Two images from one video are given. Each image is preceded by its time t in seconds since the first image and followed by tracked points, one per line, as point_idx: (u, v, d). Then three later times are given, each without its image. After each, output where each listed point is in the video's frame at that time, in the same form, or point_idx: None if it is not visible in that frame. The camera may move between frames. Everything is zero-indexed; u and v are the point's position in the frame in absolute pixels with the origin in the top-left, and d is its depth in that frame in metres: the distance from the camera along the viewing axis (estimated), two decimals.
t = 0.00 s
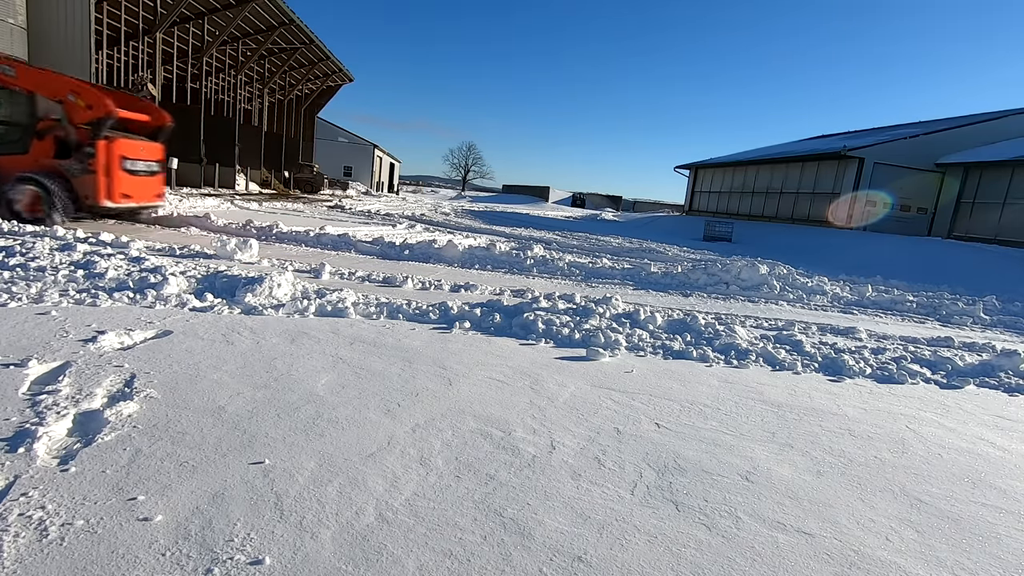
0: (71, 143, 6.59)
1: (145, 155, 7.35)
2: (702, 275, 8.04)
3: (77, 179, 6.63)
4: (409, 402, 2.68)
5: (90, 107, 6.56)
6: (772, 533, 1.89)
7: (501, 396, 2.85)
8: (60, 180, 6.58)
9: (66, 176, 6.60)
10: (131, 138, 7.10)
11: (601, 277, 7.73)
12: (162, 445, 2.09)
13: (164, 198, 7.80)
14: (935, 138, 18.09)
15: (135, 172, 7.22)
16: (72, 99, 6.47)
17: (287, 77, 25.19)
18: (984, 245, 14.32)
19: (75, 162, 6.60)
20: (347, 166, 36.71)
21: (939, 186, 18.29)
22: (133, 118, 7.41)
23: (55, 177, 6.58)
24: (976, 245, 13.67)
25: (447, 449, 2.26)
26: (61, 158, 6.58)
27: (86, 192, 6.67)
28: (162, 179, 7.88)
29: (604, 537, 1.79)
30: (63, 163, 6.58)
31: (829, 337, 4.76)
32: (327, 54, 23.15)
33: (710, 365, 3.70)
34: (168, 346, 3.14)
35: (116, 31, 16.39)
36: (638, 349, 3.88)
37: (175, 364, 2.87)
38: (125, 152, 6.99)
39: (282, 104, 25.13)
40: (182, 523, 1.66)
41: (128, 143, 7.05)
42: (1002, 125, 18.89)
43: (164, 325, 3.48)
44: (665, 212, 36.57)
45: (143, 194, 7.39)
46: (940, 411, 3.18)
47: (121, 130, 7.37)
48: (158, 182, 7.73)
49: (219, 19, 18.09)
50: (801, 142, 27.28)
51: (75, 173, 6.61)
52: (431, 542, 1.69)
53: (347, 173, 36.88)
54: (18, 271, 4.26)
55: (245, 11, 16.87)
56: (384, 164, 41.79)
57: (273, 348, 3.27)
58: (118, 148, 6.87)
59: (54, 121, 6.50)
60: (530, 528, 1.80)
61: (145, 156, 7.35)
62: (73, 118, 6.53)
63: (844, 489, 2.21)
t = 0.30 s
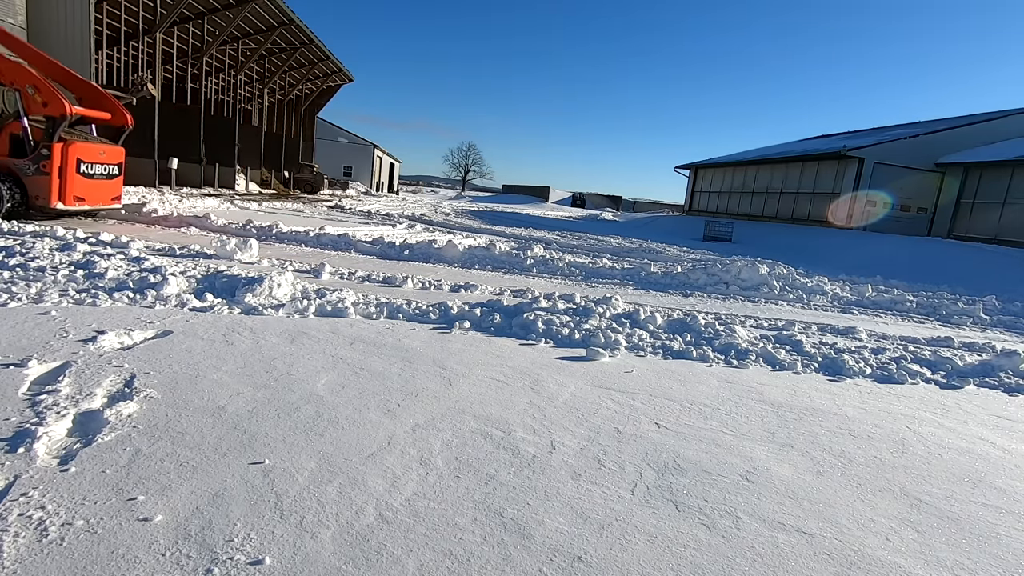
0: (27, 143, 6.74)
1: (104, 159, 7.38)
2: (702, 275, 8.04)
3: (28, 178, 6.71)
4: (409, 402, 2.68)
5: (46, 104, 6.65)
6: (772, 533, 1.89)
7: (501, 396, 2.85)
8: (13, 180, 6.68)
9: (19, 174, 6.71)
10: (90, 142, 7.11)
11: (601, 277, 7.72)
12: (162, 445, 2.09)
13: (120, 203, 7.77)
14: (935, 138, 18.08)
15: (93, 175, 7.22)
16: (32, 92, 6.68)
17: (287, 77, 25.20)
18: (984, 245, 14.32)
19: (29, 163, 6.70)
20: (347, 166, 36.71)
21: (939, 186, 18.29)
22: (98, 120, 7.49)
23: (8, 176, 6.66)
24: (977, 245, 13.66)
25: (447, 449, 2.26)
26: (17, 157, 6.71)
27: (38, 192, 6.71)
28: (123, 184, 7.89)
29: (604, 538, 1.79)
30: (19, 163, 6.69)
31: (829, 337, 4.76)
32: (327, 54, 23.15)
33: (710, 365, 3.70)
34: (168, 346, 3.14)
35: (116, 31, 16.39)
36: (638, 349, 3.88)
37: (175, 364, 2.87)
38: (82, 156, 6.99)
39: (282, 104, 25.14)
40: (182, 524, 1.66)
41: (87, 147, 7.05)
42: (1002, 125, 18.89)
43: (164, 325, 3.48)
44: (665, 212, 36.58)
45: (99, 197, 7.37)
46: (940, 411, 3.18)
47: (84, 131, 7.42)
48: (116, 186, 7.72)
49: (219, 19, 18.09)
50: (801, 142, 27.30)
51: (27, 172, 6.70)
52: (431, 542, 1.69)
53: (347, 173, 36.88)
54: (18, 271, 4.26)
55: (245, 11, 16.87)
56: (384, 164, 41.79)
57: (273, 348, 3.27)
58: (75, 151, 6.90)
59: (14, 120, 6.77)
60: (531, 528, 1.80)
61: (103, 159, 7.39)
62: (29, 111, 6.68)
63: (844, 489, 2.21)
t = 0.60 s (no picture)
0: (73, 143, 6.69)
1: (145, 155, 7.45)
2: (702, 275, 8.04)
3: (77, 179, 6.68)
4: (409, 402, 2.68)
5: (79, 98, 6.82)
6: (772, 533, 1.89)
7: (501, 396, 2.85)
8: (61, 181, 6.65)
9: (68, 176, 6.64)
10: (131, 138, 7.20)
11: (600, 277, 7.72)
12: (162, 445, 2.09)
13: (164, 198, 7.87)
14: (935, 138, 18.08)
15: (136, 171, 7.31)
16: (68, 89, 6.79)
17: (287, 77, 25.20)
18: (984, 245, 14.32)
19: (78, 163, 6.68)
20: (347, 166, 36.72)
21: (939, 186, 18.29)
22: (131, 116, 7.55)
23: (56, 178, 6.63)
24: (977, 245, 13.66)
25: (447, 449, 2.26)
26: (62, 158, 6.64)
27: (87, 192, 6.77)
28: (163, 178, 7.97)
29: (604, 537, 1.79)
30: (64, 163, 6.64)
31: (829, 337, 4.76)
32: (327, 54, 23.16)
33: (710, 365, 3.70)
34: (168, 346, 3.14)
35: (116, 31, 16.39)
36: (638, 349, 3.88)
37: (175, 364, 2.87)
38: (127, 153, 7.11)
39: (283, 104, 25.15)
40: (182, 524, 1.66)
41: (129, 142, 7.14)
42: (1002, 125, 18.89)
43: (164, 325, 3.48)
44: (665, 212, 36.58)
45: (144, 193, 7.46)
46: (940, 411, 3.18)
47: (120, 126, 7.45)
48: (160, 181, 7.84)
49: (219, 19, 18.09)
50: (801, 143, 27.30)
51: (77, 173, 6.67)
52: (431, 542, 1.69)
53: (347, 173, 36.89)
54: (18, 271, 4.26)
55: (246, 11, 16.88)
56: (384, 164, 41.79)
57: (273, 348, 3.27)
58: (119, 148, 6.99)
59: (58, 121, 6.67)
60: (530, 528, 1.80)
61: (146, 155, 7.47)
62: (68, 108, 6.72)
63: (844, 489, 2.21)
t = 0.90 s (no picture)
0: (240, 164, 6.69)
1: (304, 175, 7.45)
2: (702, 275, 8.05)
3: (239, 199, 6.82)
4: (409, 402, 2.68)
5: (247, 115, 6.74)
6: (773, 533, 1.89)
7: (501, 396, 2.85)
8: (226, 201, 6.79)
9: (231, 197, 6.75)
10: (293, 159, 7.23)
11: (600, 277, 7.72)
12: (162, 445, 2.09)
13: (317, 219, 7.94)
14: (935, 138, 18.09)
15: (297, 193, 7.38)
16: (236, 107, 6.66)
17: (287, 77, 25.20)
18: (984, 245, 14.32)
19: (243, 185, 6.75)
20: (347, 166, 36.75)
21: (939, 186, 18.29)
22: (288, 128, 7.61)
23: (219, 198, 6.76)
24: (976, 245, 13.68)
25: (447, 449, 2.26)
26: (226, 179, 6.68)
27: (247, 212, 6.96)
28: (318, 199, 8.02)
29: (604, 538, 1.79)
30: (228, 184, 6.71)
31: (830, 337, 4.76)
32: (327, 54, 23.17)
33: (710, 365, 3.70)
34: (168, 345, 3.14)
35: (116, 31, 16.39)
36: (638, 349, 3.88)
37: (175, 364, 2.87)
38: (287, 174, 7.16)
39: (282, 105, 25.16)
40: (182, 524, 1.66)
41: (290, 164, 7.16)
42: (1002, 125, 18.90)
43: (164, 325, 3.48)
44: (665, 212, 36.56)
45: (299, 214, 7.52)
46: (940, 411, 3.18)
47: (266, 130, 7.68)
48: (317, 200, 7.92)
49: (219, 19, 18.10)
50: (801, 143, 27.31)
51: (238, 194, 6.75)
52: (431, 542, 1.69)
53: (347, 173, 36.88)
54: (18, 271, 4.26)
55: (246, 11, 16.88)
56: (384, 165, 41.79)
57: (273, 348, 3.27)
58: (279, 169, 7.02)
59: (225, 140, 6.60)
60: (530, 529, 1.80)
61: (304, 177, 7.47)
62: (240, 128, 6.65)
63: (844, 489, 2.21)
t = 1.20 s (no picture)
0: (453, 189, 5.69)
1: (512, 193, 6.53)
2: (703, 275, 8.05)
3: (454, 226, 5.99)
4: (409, 402, 2.68)
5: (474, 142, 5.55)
6: (773, 533, 1.89)
7: (501, 396, 2.85)
8: (440, 228, 5.91)
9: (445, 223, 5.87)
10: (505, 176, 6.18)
11: (600, 277, 7.72)
12: (162, 444, 2.09)
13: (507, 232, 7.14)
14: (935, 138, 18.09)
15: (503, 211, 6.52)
16: (461, 129, 5.38)
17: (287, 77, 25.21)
18: (983, 245, 14.33)
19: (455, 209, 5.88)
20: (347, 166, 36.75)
21: (939, 186, 18.29)
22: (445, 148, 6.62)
23: (437, 226, 5.86)
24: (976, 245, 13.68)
25: (447, 449, 2.26)
26: (440, 207, 5.70)
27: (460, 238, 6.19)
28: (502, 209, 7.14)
29: (604, 538, 1.79)
30: (444, 212, 5.77)
31: (829, 337, 4.76)
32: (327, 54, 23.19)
33: (710, 365, 3.70)
34: (168, 345, 3.14)
35: (116, 31, 16.40)
36: (637, 349, 3.88)
37: (175, 364, 2.87)
38: (500, 196, 6.24)
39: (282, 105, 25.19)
40: (182, 524, 1.66)
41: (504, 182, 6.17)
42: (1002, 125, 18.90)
43: (164, 325, 3.48)
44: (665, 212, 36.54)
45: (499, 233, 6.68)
46: (941, 411, 3.18)
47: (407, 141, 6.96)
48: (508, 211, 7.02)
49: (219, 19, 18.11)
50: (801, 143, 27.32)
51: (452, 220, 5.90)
52: (431, 542, 1.69)
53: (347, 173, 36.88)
54: (19, 271, 4.26)
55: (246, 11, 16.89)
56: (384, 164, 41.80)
57: (273, 348, 3.27)
58: (491, 191, 6.09)
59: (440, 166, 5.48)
60: (531, 529, 1.80)
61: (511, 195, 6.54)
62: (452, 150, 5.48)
63: (844, 489, 2.21)
